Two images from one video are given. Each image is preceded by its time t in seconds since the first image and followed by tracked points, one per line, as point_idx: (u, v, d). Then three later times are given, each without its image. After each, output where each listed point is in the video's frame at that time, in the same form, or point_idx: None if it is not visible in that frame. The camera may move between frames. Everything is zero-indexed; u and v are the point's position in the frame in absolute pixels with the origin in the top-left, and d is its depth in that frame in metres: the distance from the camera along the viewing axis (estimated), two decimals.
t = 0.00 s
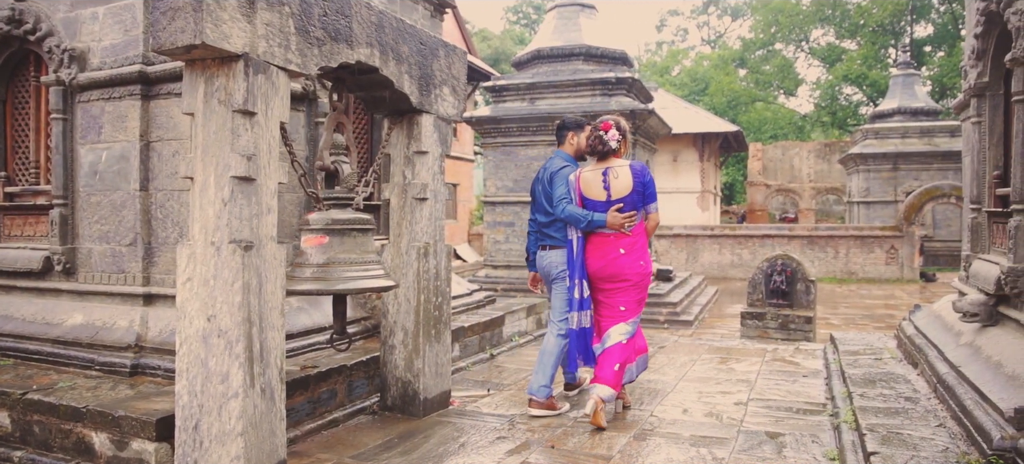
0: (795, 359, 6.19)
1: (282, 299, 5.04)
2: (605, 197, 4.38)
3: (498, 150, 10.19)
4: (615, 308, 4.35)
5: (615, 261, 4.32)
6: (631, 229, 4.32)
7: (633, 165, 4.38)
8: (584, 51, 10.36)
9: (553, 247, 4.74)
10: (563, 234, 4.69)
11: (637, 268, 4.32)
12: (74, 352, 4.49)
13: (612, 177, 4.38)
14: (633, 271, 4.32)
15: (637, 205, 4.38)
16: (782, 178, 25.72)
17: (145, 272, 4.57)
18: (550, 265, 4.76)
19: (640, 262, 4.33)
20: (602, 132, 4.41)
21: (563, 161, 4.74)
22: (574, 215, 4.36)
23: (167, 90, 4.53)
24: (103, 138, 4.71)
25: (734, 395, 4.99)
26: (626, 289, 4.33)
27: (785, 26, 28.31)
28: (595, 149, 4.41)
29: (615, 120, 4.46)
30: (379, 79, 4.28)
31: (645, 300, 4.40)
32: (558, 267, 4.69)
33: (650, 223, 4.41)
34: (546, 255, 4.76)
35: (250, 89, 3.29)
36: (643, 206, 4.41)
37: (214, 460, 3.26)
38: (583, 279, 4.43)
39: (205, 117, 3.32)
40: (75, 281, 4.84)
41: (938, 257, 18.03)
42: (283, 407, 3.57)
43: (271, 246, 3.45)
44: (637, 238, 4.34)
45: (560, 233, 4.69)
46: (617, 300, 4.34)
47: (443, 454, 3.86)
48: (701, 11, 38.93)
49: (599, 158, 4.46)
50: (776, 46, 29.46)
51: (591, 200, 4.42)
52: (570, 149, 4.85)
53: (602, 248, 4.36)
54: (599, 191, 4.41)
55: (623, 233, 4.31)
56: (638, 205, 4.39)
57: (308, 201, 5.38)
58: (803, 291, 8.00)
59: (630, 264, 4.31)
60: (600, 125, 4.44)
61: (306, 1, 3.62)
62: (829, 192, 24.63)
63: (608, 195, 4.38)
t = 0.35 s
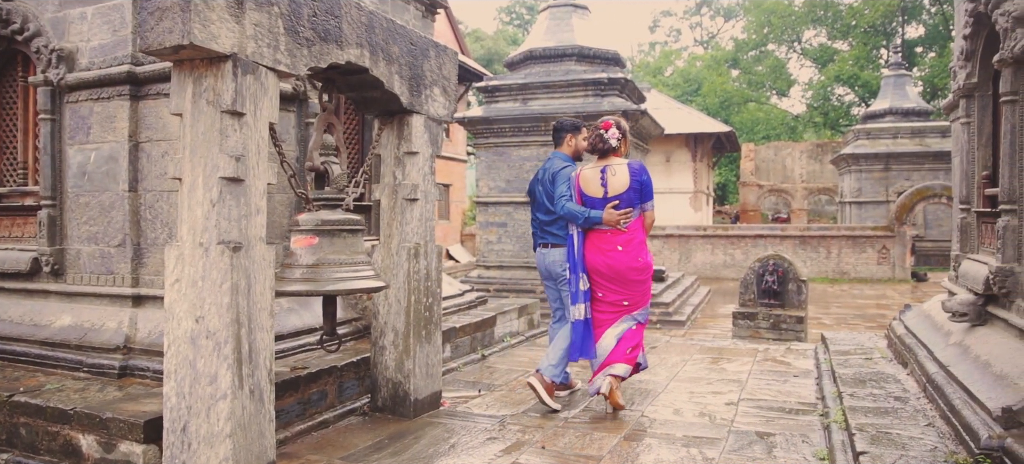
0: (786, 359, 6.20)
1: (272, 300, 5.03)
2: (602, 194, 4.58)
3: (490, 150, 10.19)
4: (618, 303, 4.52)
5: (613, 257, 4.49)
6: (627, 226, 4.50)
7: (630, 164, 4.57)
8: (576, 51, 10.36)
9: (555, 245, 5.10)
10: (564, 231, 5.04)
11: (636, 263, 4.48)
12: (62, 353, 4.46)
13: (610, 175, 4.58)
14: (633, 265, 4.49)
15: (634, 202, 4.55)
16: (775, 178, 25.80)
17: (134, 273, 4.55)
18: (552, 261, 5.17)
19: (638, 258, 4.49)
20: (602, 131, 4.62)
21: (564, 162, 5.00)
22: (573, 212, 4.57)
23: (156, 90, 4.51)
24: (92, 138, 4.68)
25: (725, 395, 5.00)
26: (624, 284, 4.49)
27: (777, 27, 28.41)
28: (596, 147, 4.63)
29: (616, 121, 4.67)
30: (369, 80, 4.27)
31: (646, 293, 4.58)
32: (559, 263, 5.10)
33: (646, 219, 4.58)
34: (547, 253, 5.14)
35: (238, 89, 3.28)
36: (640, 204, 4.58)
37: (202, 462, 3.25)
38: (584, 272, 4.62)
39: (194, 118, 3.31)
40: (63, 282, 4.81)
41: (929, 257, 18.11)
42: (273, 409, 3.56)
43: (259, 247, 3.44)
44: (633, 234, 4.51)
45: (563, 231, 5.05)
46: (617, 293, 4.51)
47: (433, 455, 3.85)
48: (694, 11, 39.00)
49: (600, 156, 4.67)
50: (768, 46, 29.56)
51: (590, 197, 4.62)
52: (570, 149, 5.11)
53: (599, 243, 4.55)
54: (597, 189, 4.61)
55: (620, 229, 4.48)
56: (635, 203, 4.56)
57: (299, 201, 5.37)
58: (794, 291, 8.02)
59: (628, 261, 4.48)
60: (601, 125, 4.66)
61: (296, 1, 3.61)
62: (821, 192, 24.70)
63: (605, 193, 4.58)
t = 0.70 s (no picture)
0: (775, 359, 6.22)
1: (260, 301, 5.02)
2: (599, 193, 4.66)
3: (480, 150, 10.18)
4: (618, 299, 4.62)
5: (610, 254, 4.58)
6: (623, 224, 4.57)
7: (627, 165, 4.63)
8: (566, 52, 10.36)
9: (553, 243, 5.21)
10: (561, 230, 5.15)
11: (633, 260, 4.57)
12: (46, 355, 4.43)
13: (607, 176, 4.66)
14: (630, 262, 4.58)
15: (629, 202, 4.60)
16: (765, 179, 25.91)
17: (120, 274, 4.52)
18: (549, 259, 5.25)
19: (635, 255, 4.58)
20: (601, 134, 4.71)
21: (563, 163, 5.10)
22: (571, 210, 4.66)
23: (141, 90, 4.49)
24: (76, 138, 4.66)
25: (713, 395, 5.02)
26: (621, 280, 4.60)
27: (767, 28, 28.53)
28: (594, 149, 4.72)
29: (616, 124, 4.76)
30: (357, 80, 4.26)
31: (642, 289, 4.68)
32: (555, 261, 5.18)
33: (644, 219, 4.70)
34: (545, 251, 5.23)
35: (223, 90, 3.27)
36: (636, 204, 4.63)
37: None
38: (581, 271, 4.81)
39: (179, 118, 3.29)
40: (48, 283, 4.78)
41: (918, 257, 18.21)
42: (258, 410, 3.54)
43: (245, 248, 3.43)
44: (630, 232, 4.59)
45: (559, 229, 5.17)
46: (616, 287, 4.61)
47: (420, 456, 3.85)
48: (684, 12, 39.10)
49: (598, 158, 4.77)
50: (758, 47, 29.69)
51: (587, 197, 4.73)
52: (564, 151, 5.15)
53: (598, 241, 4.64)
54: (594, 189, 4.70)
55: (616, 227, 4.56)
56: (631, 203, 4.61)
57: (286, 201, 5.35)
58: (783, 291, 8.05)
59: (626, 257, 4.57)
60: (600, 128, 4.75)
61: (282, 1, 3.60)
62: (811, 192, 24.81)
63: (601, 193, 4.66)
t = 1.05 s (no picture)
0: (761, 358, 6.25)
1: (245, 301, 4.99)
2: (598, 200, 4.83)
3: (469, 150, 10.18)
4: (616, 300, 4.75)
5: (608, 258, 4.72)
6: (622, 229, 4.70)
7: (626, 174, 4.79)
8: (555, 52, 10.37)
9: (552, 244, 5.17)
10: (560, 231, 5.14)
11: (631, 263, 4.71)
12: (28, 356, 4.40)
13: (606, 184, 4.83)
14: (628, 265, 4.72)
15: (627, 209, 4.75)
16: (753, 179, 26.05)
17: (103, 274, 4.49)
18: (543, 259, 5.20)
19: (633, 259, 4.71)
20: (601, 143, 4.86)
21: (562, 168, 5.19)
22: (570, 214, 4.77)
23: (125, 89, 4.46)
24: (59, 138, 4.62)
25: (699, 395, 5.03)
26: (619, 282, 4.73)
27: (755, 29, 28.68)
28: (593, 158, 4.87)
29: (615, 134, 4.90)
30: (342, 80, 4.25)
31: (638, 291, 4.82)
32: (553, 262, 5.14)
33: (640, 226, 4.76)
34: (540, 251, 5.18)
35: (206, 89, 3.25)
36: (634, 212, 4.77)
37: None
38: (576, 273, 4.97)
39: (162, 117, 3.28)
40: (30, 283, 4.74)
41: (904, 257, 18.34)
42: (242, 410, 3.53)
43: (228, 248, 3.41)
44: (629, 238, 4.72)
45: (558, 230, 5.17)
46: (615, 289, 4.73)
47: (406, 456, 3.84)
48: (673, 12, 39.23)
49: (598, 167, 4.92)
50: (746, 48, 29.84)
51: (587, 204, 4.89)
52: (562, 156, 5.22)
53: (598, 245, 4.78)
54: (594, 196, 4.87)
55: (615, 232, 4.69)
56: (629, 210, 4.76)
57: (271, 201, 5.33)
58: (769, 291, 8.10)
59: (624, 261, 4.70)
60: (600, 138, 4.89)
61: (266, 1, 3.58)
62: (798, 192, 24.95)
63: (600, 200, 4.83)
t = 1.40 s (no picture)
0: (745, 357, 6.29)
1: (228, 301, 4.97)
2: (598, 200, 5.13)
3: (455, 150, 10.18)
4: (613, 298, 4.97)
5: (607, 255, 5.00)
6: (620, 228, 5.00)
7: (623, 175, 5.11)
8: (542, 52, 10.37)
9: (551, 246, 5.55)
10: (559, 235, 5.49)
11: (628, 260, 4.98)
12: (7, 357, 4.36)
13: (605, 185, 5.13)
14: (626, 263, 4.99)
15: (625, 209, 5.08)
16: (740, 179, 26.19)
17: (84, 274, 4.46)
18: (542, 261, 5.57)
19: (630, 257, 4.98)
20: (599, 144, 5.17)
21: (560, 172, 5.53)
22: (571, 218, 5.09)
23: (106, 88, 4.43)
24: (39, 137, 4.58)
25: (683, 394, 5.05)
26: (617, 280, 4.97)
27: (742, 30, 28.85)
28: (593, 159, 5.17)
29: (613, 135, 5.20)
30: (325, 79, 4.24)
31: (637, 289, 5.05)
32: (552, 264, 5.51)
33: (637, 225, 5.06)
34: (540, 253, 5.54)
35: (187, 88, 3.23)
36: (632, 211, 5.09)
37: None
38: (573, 268, 5.35)
39: (142, 117, 3.26)
40: (9, 283, 4.70)
41: (889, 256, 18.48)
42: (224, 411, 3.51)
43: (210, 248, 3.39)
44: (625, 236, 5.02)
45: (557, 234, 5.52)
46: (612, 287, 4.97)
47: (389, 456, 3.83)
48: (661, 13, 39.38)
49: (597, 168, 5.23)
50: (734, 48, 30.01)
51: (587, 203, 5.19)
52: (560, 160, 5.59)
53: (596, 244, 5.05)
54: (593, 196, 5.17)
55: (614, 231, 4.98)
56: (627, 209, 5.09)
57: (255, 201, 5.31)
58: (755, 290, 8.12)
59: (622, 259, 4.97)
60: (598, 139, 5.19)
61: None
62: (785, 192, 25.10)
63: (600, 199, 5.13)
